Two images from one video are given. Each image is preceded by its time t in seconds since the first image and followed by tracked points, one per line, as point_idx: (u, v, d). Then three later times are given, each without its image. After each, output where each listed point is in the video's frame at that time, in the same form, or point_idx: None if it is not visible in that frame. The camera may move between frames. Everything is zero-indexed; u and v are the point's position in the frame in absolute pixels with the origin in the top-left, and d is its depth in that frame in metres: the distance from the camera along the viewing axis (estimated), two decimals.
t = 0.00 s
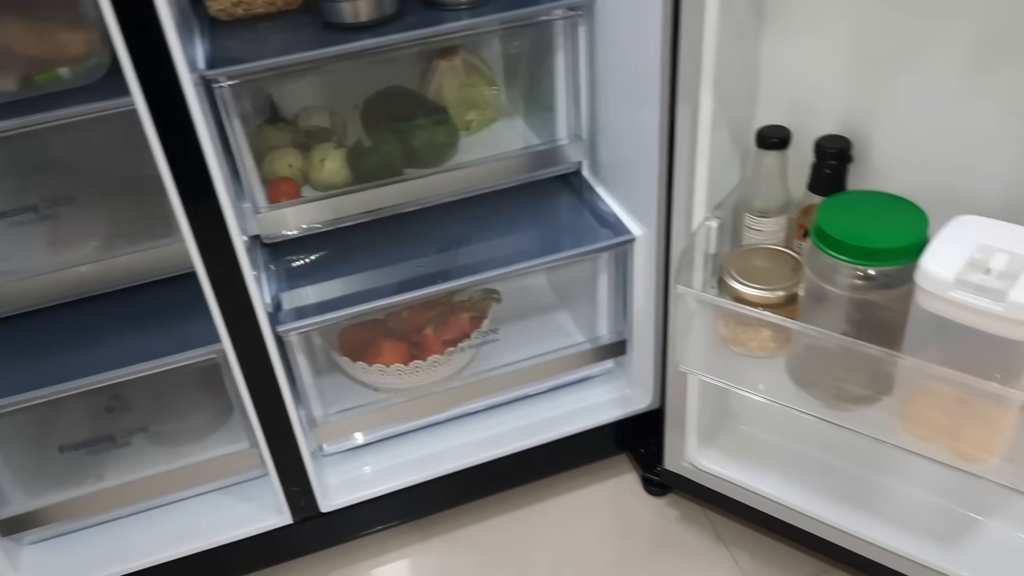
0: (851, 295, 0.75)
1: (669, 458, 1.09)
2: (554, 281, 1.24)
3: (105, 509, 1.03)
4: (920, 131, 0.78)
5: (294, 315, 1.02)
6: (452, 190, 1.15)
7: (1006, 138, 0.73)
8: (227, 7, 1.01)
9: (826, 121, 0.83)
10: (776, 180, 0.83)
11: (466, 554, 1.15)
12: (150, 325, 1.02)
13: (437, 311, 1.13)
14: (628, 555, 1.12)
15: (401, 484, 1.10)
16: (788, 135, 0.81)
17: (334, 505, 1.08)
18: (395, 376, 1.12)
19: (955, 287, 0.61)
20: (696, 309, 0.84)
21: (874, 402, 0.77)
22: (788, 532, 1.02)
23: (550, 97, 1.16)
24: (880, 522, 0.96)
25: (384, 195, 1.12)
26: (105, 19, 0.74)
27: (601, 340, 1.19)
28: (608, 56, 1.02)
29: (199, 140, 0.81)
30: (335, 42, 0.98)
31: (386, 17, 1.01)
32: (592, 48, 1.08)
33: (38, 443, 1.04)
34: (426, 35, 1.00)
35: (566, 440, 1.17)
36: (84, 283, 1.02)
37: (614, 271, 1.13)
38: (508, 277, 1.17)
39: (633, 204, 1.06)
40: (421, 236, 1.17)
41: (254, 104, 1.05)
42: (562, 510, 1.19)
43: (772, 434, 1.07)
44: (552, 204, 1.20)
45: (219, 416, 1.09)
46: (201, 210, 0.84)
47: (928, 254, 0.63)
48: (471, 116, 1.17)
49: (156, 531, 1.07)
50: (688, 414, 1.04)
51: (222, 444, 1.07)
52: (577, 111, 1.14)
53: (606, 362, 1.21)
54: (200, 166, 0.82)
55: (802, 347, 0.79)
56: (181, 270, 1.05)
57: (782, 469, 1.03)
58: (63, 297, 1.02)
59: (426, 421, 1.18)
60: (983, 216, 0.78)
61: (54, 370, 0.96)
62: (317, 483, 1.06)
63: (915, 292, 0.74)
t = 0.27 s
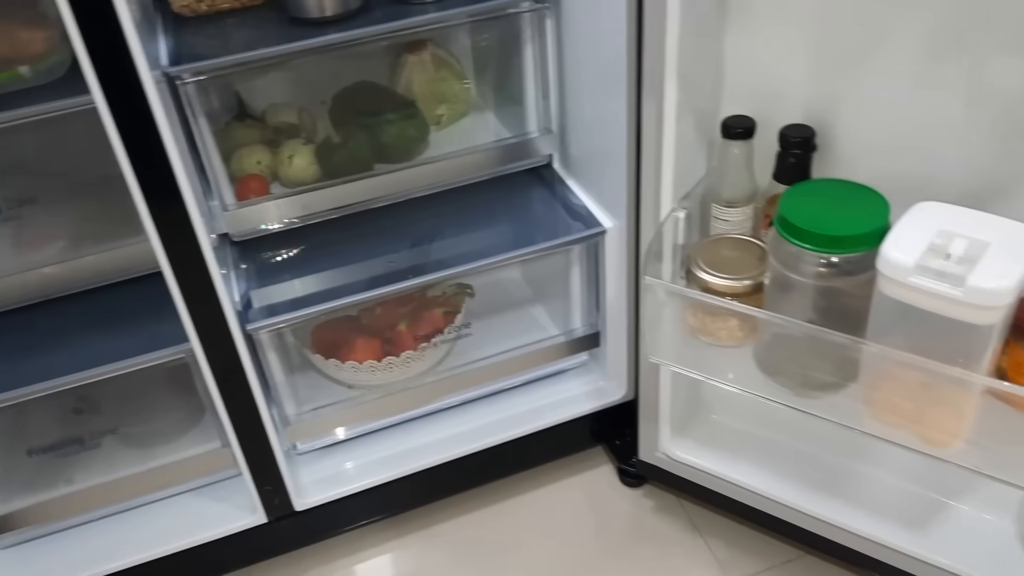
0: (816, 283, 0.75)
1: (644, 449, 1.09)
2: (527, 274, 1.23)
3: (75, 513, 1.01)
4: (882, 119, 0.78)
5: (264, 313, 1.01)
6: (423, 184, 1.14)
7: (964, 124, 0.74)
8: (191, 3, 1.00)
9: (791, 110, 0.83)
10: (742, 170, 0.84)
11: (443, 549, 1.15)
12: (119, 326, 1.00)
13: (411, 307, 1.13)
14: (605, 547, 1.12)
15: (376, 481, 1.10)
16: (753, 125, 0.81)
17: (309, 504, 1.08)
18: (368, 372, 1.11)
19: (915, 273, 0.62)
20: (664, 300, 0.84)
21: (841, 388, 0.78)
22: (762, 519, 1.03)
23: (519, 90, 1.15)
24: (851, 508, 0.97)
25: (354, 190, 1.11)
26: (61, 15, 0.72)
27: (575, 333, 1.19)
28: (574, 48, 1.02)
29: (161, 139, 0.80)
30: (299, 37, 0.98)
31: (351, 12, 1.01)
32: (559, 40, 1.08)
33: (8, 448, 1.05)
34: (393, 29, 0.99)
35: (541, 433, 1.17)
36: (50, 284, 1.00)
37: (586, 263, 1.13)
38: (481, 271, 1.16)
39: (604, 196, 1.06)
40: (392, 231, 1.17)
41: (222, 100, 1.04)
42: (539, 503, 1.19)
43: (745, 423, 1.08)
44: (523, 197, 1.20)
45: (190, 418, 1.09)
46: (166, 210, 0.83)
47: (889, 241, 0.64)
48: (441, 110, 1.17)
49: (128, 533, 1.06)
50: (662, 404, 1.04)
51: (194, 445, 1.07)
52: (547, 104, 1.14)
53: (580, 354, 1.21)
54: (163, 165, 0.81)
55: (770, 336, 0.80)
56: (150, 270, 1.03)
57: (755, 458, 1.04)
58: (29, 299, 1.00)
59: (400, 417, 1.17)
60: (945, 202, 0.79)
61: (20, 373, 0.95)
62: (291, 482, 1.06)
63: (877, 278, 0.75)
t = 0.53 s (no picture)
0: (791, 277, 0.75)
1: (627, 444, 1.09)
2: (510, 271, 1.23)
3: (56, 517, 1.01)
4: (857, 112, 0.78)
5: (243, 312, 1.01)
6: (403, 181, 1.14)
7: (937, 116, 0.74)
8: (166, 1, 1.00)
9: (766, 105, 0.83)
10: (719, 164, 0.84)
11: (427, 547, 1.15)
12: (97, 327, 1.00)
13: (393, 305, 1.13)
14: (590, 542, 1.12)
15: (359, 480, 1.10)
16: (729, 119, 0.81)
17: (292, 504, 1.07)
18: (350, 371, 1.10)
19: (887, 266, 0.62)
20: (643, 296, 0.84)
21: (817, 381, 0.78)
22: (745, 512, 1.03)
23: (498, 86, 1.15)
24: (833, 500, 0.97)
25: (333, 188, 1.10)
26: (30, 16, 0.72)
27: (558, 329, 1.19)
28: (552, 44, 1.02)
29: (135, 140, 0.79)
30: (275, 35, 0.97)
31: (327, 9, 1.01)
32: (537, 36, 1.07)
33: None
34: (370, 26, 0.99)
35: (525, 430, 1.17)
36: (24, 286, 0.99)
37: (567, 259, 1.13)
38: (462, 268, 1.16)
39: (585, 192, 1.06)
40: (373, 229, 1.16)
41: (198, 98, 1.04)
42: (523, 500, 1.19)
43: (727, 417, 1.08)
44: (505, 194, 1.20)
45: (169, 419, 1.09)
46: (142, 211, 0.82)
47: (863, 235, 0.64)
48: (421, 107, 1.16)
49: (110, 535, 1.05)
50: (644, 400, 1.04)
51: (175, 446, 1.06)
52: (526, 100, 1.14)
53: (563, 350, 1.21)
54: (138, 166, 0.80)
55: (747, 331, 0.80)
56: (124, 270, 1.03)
57: (737, 452, 1.04)
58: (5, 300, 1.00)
59: (384, 415, 1.17)
60: (920, 195, 0.79)
61: None
62: (273, 481, 1.05)
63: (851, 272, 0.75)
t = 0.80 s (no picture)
0: (762, 270, 0.75)
1: (607, 439, 1.10)
2: (489, 267, 1.23)
3: (34, 519, 1.01)
4: (826, 106, 0.79)
5: (220, 312, 1.00)
6: (380, 178, 1.14)
7: (905, 108, 0.74)
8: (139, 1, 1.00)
9: (738, 99, 0.83)
10: (692, 159, 0.84)
11: (410, 544, 1.15)
12: (73, 328, 0.99)
13: (371, 303, 1.13)
14: (571, 537, 1.13)
15: (340, 479, 1.10)
16: (700, 114, 0.81)
17: (272, 503, 1.07)
18: (329, 370, 1.11)
19: (854, 258, 0.62)
20: (617, 291, 0.85)
21: (789, 373, 0.78)
22: (724, 504, 1.04)
23: (475, 83, 1.15)
24: (810, 491, 0.98)
25: (307, 187, 1.10)
26: None
27: (538, 324, 1.19)
28: (526, 40, 1.02)
29: (105, 141, 0.79)
30: (248, 34, 0.97)
31: (300, 8, 1.00)
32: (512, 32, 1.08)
33: None
34: (343, 24, 0.99)
35: (506, 426, 1.17)
36: None
37: (545, 254, 1.13)
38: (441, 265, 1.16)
39: (561, 188, 1.06)
40: (351, 227, 1.16)
41: (174, 99, 1.03)
42: (505, 495, 1.20)
43: (705, 410, 1.09)
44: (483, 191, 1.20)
45: (147, 420, 1.09)
46: (114, 212, 0.82)
47: (829, 228, 0.64)
48: (397, 104, 1.16)
49: (89, 537, 1.05)
50: (622, 394, 1.05)
51: (154, 447, 1.06)
52: (502, 96, 1.14)
53: (543, 346, 1.22)
54: (109, 167, 0.80)
55: (719, 324, 0.80)
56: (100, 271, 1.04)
57: (716, 445, 1.05)
58: None
59: (364, 413, 1.17)
60: (890, 187, 0.79)
61: None
62: (253, 481, 1.05)
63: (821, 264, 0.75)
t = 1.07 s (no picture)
0: (733, 263, 0.76)
1: (585, 432, 1.10)
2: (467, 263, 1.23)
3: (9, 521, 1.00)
4: (796, 98, 0.79)
5: (195, 311, 1.00)
6: (357, 174, 1.13)
7: (873, 100, 0.75)
8: None
9: (710, 92, 0.83)
10: (664, 152, 0.84)
11: (390, 541, 1.15)
12: (46, 328, 0.99)
13: (349, 300, 1.12)
14: (551, 531, 1.13)
15: (319, 476, 1.10)
16: (672, 107, 0.81)
17: (251, 501, 1.07)
18: (307, 367, 1.10)
19: (821, 249, 0.63)
20: (591, 286, 0.85)
21: (762, 364, 0.79)
22: (703, 495, 1.05)
23: (450, 78, 1.14)
24: (787, 481, 0.98)
25: (283, 184, 1.09)
26: None
27: (517, 319, 1.19)
28: (499, 34, 1.02)
29: (74, 140, 0.78)
30: (219, 30, 0.96)
31: (272, 4, 1.00)
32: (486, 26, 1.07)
33: None
34: (316, 20, 0.98)
35: (485, 421, 1.17)
36: None
37: (522, 249, 1.13)
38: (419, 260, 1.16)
39: (537, 182, 1.06)
40: (327, 224, 1.16)
41: (145, 96, 1.02)
42: (485, 491, 1.20)
43: (683, 403, 1.09)
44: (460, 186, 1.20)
45: (123, 420, 1.08)
46: (84, 211, 0.81)
47: (796, 221, 0.65)
48: (373, 100, 1.15)
49: (65, 538, 1.04)
50: (600, 388, 1.05)
51: (129, 446, 1.05)
52: (478, 91, 1.13)
53: (522, 341, 1.22)
54: (78, 166, 0.79)
55: (691, 317, 0.80)
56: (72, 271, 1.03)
57: (693, 437, 1.05)
58: None
59: (343, 411, 1.17)
60: (861, 179, 0.80)
61: None
62: (231, 480, 1.05)
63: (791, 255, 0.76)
